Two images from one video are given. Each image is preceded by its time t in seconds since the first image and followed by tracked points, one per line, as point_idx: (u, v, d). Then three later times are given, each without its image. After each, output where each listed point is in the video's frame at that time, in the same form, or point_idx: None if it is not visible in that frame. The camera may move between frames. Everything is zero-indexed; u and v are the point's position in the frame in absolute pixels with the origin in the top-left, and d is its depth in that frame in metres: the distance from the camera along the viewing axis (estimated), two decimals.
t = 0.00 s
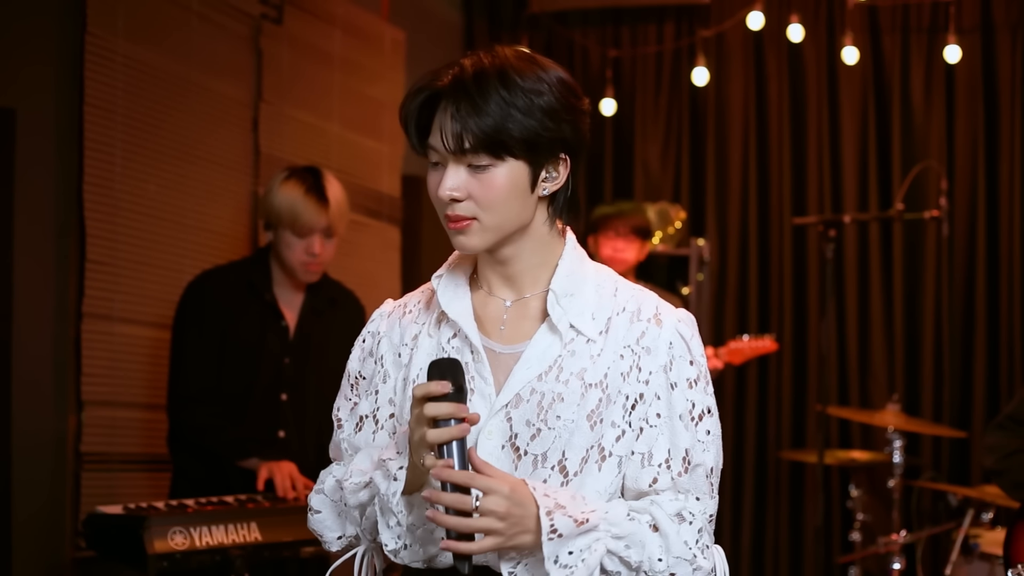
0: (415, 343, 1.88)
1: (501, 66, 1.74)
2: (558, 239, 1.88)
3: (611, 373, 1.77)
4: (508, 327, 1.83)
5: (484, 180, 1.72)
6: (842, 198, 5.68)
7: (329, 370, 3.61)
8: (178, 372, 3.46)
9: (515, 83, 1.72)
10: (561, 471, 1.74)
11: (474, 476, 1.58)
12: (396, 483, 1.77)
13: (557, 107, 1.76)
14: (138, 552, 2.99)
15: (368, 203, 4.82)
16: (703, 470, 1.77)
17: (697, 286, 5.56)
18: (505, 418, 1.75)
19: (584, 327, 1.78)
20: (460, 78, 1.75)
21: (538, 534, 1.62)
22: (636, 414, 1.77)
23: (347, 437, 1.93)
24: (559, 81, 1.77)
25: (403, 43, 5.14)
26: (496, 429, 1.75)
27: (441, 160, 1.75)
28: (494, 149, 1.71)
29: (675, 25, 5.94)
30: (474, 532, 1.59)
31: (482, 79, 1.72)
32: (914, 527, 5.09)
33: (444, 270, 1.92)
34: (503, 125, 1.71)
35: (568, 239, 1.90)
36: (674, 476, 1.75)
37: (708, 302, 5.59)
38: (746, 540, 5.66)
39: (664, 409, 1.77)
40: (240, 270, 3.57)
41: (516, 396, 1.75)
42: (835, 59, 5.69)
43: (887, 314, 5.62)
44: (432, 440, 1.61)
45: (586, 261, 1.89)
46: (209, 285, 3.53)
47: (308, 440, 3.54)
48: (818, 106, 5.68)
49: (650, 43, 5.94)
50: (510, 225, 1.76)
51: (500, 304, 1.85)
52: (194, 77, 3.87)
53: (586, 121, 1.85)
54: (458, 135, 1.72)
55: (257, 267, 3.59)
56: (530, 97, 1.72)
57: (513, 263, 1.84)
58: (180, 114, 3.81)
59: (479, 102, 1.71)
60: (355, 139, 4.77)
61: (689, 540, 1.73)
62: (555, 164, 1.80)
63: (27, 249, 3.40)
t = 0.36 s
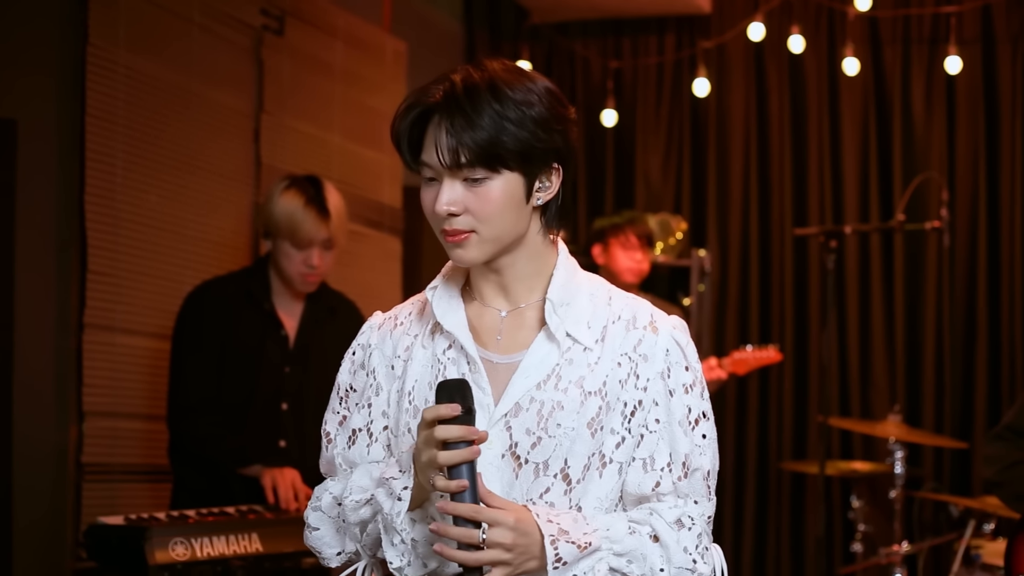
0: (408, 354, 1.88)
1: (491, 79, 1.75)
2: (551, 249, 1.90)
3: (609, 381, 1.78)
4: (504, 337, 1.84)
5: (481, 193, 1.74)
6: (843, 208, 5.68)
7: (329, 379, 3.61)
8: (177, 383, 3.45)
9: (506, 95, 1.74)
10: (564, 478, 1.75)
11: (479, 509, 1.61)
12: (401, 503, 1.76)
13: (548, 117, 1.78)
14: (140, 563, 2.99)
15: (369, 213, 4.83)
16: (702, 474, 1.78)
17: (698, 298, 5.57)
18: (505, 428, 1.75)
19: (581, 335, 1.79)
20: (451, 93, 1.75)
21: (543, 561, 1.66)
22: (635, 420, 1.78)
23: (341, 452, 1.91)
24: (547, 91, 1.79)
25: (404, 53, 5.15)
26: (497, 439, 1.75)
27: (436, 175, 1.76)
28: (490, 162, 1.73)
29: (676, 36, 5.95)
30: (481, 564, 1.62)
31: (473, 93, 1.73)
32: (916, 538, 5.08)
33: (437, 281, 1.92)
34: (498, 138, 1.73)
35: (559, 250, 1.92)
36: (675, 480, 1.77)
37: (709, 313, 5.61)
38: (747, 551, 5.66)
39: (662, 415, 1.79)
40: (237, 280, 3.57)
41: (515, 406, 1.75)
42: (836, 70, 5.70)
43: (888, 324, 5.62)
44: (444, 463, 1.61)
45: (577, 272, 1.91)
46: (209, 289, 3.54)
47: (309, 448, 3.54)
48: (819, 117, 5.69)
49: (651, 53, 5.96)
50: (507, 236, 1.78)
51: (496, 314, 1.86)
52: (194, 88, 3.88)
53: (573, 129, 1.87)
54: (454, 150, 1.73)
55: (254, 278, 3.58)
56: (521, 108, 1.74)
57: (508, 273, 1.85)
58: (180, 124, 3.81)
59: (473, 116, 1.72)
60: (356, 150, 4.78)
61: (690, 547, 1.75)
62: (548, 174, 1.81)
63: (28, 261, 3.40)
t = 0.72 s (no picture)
0: (415, 359, 1.89)
1: (498, 84, 1.76)
2: (557, 255, 1.90)
3: (615, 385, 1.78)
4: (511, 341, 1.84)
5: (490, 198, 1.74)
6: (851, 214, 5.67)
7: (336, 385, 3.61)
8: (185, 390, 3.48)
9: (514, 99, 1.74)
10: (571, 482, 1.74)
11: (481, 518, 1.62)
12: (395, 510, 1.78)
13: (554, 121, 1.78)
14: (147, 568, 2.99)
15: (377, 219, 4.83)
16: (709, 478, 1.78)
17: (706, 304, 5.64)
18: (511, 431, 1.75)
19: (587, 339, 1.79)
20: (459, 98, 1.76)
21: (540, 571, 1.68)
22: (642, 424, 1.78)
23: (339, 453, 1.93)
24: (552, 95, 1.80)
25: (412, 59, 5.15)
26: (503, 442, 1.75)
27: (445, 181, 1.76)
28: (500, 166, 1.73)
29: (683, 42, 5.96)
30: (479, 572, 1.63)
31: (481, 98, 1.74)
32: (925, 544, 5.08)
33: (444, 286, 1.92)
34: (507, 142, 1.73)
35: (565, 256, 1.92)
36: (682, 484, 1.77)
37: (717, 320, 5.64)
38: (755, 557, 5.66)
39: (669, 419, 1.79)
40: (248, 288, 3.58)
41: (522, 409, 1.76)
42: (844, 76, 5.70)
43: (896, 331, 5.62)
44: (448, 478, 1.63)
45: (584, 278, 1.90)
46: (220, 298, 3.56)
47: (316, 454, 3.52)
48: (827, 123, 5.69)
49: (659, 59, 5.97)
50: (516, 240, 1.78)
51: (503, 319, 1.86)
52: (202, 94, 3.88)
53: (578, 134, 1.88)
54: (463, 155, 1.74)
55: (263, 284, 3.59)
56: (528, 112, 1.75)
57: (515, 277, 1.85)
58: (187, 129, 3.82)
59: (481, 121, 1.73)
60: (364, 156, 4.78)
61: (696, 552, 1.75)
62: (555, 178, 1.82)
63: (37, 266, 3.41)
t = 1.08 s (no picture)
0: (426, 358, 1.89)
1: (515, 85, 1.76)
2: (570, 256, 1.90)
3: (625, 387, 1.78)
4: (521, 340, 1.84)
5: (506, 200, 1.74)
6: (863, 215, 5.66)
7: (346, 384, 3.61)
8: (194, 389, 3.46)
9: (531, 100, 1.74)
10: (578, 483, 1.75)
11: (482, 523, 1.64)
12: (395, 521, 1.79)
13: (571, 123, 1.78)
14: (159, 568, 3.00)
15: (388, 220, 4.84)
16: (721, 479, 1.77)
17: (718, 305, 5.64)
18: (520, 430, 1.75)
19: (596, 340, 1.79)
20: (476, 99, 1.76)
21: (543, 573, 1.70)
22: (651, 426, 1.78)
23: (355, 454, 1.93)
24: (570, 97, 1.80)
25: (423, 60, 5.16)
26: (511, 441, 1.75)
27: (462, 182, 1.76)
28: (517, 167, 1.74)
29: (695, 43, 5.96)
30: None
31: (498, 99, 1.74)
32: (937, 546, 5.07)
33: (457, 285, 1.93)
34: (524, 142, 1.73)
35: (578, 257, 1.92)
36: (694, 485, 1.77)
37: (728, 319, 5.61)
38: (767, 557, 5.66)
39: (680, 420, 1.79)
40: (251, 285, 3.58)
41: (530, 408, 1.76)
42: (855, 76, 5.69)
43: (908, 332, 5.62)
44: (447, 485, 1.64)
45: (596, 277, 1.91)
46: (224, 298, 3.55)
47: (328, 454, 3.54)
48: (839, 124, 5.68)
49: (670, 61, 5.97)
50: (531, 241, 1.78)
51: (514, 319, 1.87)
52: (213, 95, 3.89)
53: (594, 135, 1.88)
54: (480, 156, 1.74)
55: (271, 280, 3.60)
56: (545, 112, 1.75)
57: (527, 277, 1.86)
58: (199, 130, 3.82)
59: (499, 121, 1.73)
60: (376, 157, 4.79)
61: (707, 554, 1.75)
62: (571, 179, 1.82)
63: (49, 267, 3.42)
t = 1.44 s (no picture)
0: (439, 356, 1.89)
1: (531, 86, 1.76)
2: (584, 255, 1.90)
3: (639, 387, 1.78)
4: (536, 340, 1.84)
5: (522, 201, 1.74)
6: (875, 215, 5.65)
7: (356, 383, 3.61)
8: (205, 388, 3.45)
9: (546, 101, 1.74)
10: (592, 483, 1.75)
11: (499, 528, 1.64)
12: (402, 527, 1.80)
13: (587, 123, 1.78)
14: (171, 567, 3.00)
15: (399, 220, 4.84)
16: (735, 480, 1.77)
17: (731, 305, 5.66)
18: (534, 430, 1.76)
19: (611, 340, 1.79)
20: (492, 99, 1.76)
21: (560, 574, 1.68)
22: (666, 427, 1.78)
23: (372, 454, 1.93)
24: (585, 97, 1.79)
25: (435, 60, 5.16)
26: (525, 441, 1.75)
27: (478, 183, 1.76)
28: (533, 169, 1.74)
29: (706, 43, 5.96)
30: None
31: (514, 99, 1.74)
32: (950, 546, 5.06)
33: (471, 283, 1.93)
34: (539, 143, 1.73)
35: (591, 256, 1.92)
36: (708, 486, 1.77)
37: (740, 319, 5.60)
38: (779, 557, 5.66)
39: (694, 421, 1.78)
40: (264, 286, 3.58)
41: (545, 408, 1.76)
42: (867, 76, 5.68)
43: (921, 332, 5.61)
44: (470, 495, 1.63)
45: (610, 277, 1.90)
46: (234, 298, 3.55)
47: (337, 457, 3.55)
48: (851, 124, 5.68)
49: (682, 60, 5.97)
50: (547, 243, 1.78)
51: (528, 318, 1.87)
52: (225, 94, 3.89)
53: (609, 135, 1.88)
54: (497, 157, 1.74)
55: (279, 284, 3.59)
56: (560, 113, 1.74)
57: (541, 276, 1.87)
58: (210, 130, 3.82)
59: (515, 122, 1.73)
60: (387, 157, 4.79)
61: (721, 555, 1.75)
62: (587, 180, 1.82)
63: (62, 266, 3.42)
